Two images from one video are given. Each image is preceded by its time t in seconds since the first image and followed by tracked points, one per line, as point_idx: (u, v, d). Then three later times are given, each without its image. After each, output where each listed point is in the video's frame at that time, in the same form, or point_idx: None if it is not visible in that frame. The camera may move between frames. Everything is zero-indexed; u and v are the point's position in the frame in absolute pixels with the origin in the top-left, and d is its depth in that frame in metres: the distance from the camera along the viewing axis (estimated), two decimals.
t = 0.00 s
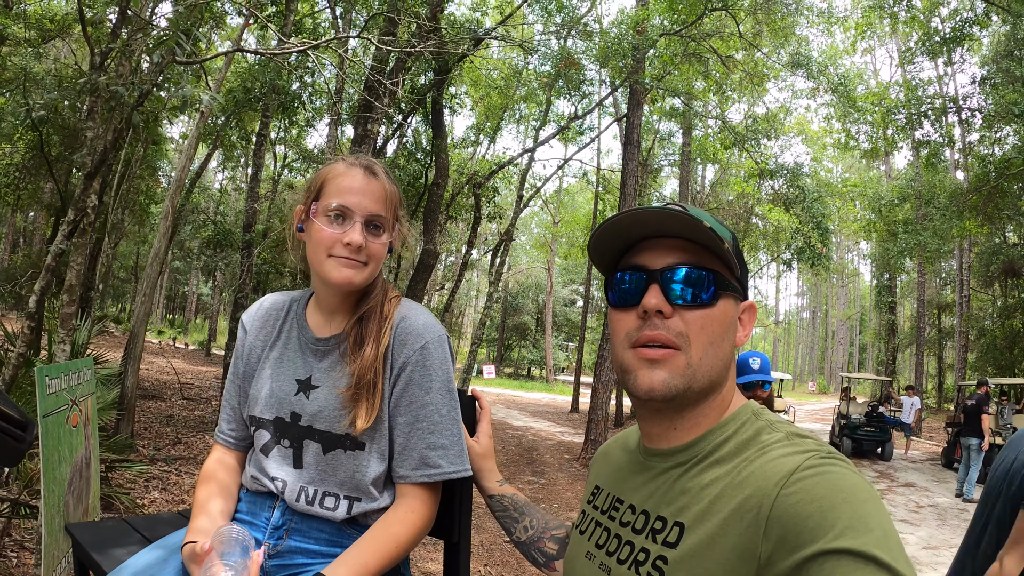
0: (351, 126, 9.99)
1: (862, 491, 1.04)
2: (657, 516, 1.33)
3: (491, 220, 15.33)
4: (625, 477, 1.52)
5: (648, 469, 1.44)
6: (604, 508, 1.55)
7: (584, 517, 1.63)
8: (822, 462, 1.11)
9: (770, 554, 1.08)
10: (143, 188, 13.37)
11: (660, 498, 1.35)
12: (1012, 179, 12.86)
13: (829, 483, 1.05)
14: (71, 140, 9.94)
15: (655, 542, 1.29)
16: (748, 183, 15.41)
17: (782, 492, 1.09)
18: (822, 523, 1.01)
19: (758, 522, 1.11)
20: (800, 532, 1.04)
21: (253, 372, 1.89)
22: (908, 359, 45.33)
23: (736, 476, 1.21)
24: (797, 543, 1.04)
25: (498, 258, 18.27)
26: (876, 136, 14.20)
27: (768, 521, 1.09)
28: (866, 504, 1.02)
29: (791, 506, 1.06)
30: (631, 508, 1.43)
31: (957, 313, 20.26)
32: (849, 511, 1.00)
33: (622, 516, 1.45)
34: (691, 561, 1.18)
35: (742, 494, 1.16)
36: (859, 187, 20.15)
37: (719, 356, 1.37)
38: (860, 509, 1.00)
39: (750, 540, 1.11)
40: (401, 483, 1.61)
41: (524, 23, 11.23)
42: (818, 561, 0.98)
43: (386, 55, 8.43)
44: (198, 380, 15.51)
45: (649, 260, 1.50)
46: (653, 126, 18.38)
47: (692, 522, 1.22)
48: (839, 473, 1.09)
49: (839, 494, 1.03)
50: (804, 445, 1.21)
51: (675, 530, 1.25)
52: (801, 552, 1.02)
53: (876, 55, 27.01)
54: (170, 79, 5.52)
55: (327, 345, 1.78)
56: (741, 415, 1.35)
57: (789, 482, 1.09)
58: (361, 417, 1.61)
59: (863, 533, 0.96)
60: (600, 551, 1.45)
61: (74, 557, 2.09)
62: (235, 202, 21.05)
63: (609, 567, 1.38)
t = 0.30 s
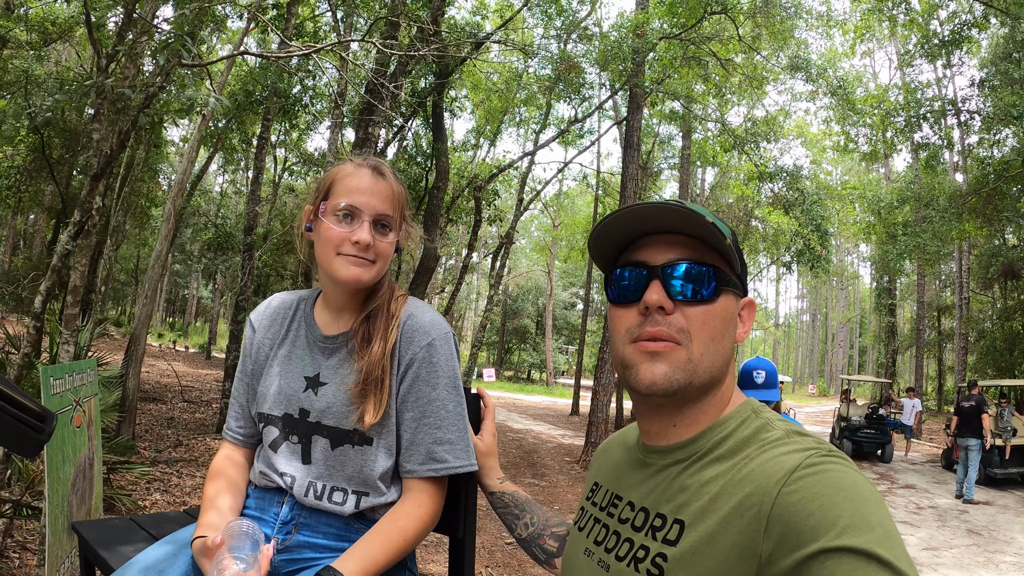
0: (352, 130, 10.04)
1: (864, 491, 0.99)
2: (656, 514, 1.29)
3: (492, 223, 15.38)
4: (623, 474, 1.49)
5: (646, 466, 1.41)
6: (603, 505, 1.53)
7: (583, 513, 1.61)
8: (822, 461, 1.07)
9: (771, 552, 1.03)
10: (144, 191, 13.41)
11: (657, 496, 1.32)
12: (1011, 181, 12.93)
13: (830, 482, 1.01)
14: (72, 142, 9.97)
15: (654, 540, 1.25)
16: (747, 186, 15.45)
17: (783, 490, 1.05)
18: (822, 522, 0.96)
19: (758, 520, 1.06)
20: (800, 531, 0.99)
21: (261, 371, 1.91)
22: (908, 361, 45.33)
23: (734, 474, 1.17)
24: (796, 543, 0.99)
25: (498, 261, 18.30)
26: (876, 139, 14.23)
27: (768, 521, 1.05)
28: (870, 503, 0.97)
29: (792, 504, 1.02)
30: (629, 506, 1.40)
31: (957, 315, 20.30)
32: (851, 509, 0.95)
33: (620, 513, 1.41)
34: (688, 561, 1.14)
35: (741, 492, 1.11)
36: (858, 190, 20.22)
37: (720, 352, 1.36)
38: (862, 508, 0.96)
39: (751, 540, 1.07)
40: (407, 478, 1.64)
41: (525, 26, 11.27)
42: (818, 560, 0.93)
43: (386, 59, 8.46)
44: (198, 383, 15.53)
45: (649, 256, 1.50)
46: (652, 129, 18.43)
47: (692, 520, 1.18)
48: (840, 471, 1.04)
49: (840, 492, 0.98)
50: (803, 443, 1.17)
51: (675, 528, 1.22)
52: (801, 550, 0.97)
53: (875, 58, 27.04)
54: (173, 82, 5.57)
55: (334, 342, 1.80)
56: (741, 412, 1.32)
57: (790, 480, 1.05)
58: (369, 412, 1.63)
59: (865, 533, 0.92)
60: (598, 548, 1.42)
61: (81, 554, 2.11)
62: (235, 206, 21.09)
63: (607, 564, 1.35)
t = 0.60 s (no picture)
0: (348, 134, 10.05)
1: (845, 496, 0.99)
2: (639, 520, 1.31)
3: (488, 227, 15.41)
4: (608, 479, 1.51)
5: (631, 472, 1.42)
6: (588, 510, 1.54)
7: (569, 519, 1.63)
8: (804, 466, 1.07)
9: (752, 559, 1.03)
10: (140, 196, 13.42)
11: (642, 502, 1.33)
12: (1005, 183, 13.03)
13: (812, 489, 1.00)
14: (68, 147, 9.98)
15: (637, 547, 1.26)
16: (743, 189, 15.50)
17: (763, 498, 1.05)
18: (802, 530, 0.96)
19: (739, 527, 1.07)
20: (780, 540, 0.99)
21: (253, 378, 1.92)
22: (905, 363, 45.47)
23: (716, 481, 1.17)
24: (777, 551, 0.99)
25: (495, 265, 18.33)
26: (870, 141, 14.28)
27: (748, 528, 1.05)
28: (850, 511, 0.97)
29: (774, 512, 1.01)
30: (614, 511, 1.41)
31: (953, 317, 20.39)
32: (831, 517, 0.95)
33: (605, 519, 1.43)
34: (670, 568, 1.15)
35: (722, 499, 1.12)
36: (854, 193, 20.29)
37: (702, 357, 1.37)
38: (842, 515, 0.95)
39: (731, 547, 1.07)
40: (398, 483, 1.65)
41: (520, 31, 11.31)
42: (796, 568, 0.94)
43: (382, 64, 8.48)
44: (194, 388, 15.50)
45: (626, 264, 1.51)
46: (648, 133, 18.51)
47: (674, 527, 1.20)
48: (822, 477, 1.04)
49: (821, 499, 0.98)
50: (786, 448, 1.17)
51: (657, 535, 1.23)
52: (782, 559, 0.97)
53: (869, 61, 27.20)
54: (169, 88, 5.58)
55: (325, 349, 1.82)
56: (723, 417, 1.33)
57: (771, 487, 1.05)
58: (360, 418, 1.65)
59: (844, 541, 0.91)
60: (583, 554, 1.44)
61: (75, 559, 2.12)
62: (232, 210, 21.09)
63: (591, 570, 1.37)
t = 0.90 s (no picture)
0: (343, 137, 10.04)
1: (846, 498, 1.00)
2: (638, 523, 1.31)
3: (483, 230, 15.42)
4: (607, 482, 1.51)
5: (629, 475, 1.43)
6: (586, 512, 1.55)
7: (566, 521, 1.63)
8: (803, 467, 1.08)
9: (752, 561, 1.04)
10: (135, 198, 13.39)
11: (640, 505, 1.34)
12: (999, 185, 13.13)
13: (811, 490, 1.02)
14: (63, 149, 9.96)
15: (636, 549, 1.27)
16: (737, 192, 15.54)
17: (763, 500, 1.06)
18: (802, 532, 0.98)
19: (739, 529, 1.08)
20: (781, 541, 1.00)
21: (249, 380, 1.93)
22: (900, 364, 45.64)
23: (715, 483, 1.18)
24: (777, 553, 1.00)
25: (490, 268, 18.35)
26: (865, 144, 14.35)
27: (749, 530, 1.06)
28: (850, 511, 0.98)
29: (773, 515, 1.03)
30: (613, 514, 1.42)
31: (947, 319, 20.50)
32: (831, 518, 0.96)
33: (602, 522, 1.44)
34: (669, 571, 1.16)
35: (722, 502, 1.13)
36: (848, 196, 20.38)
37: (700, 359, 1.38)
38: (842, 517, 0.96)
39: (731, 549, 1.08)
40: (393, 485, 1.66)
41: (516, 34, 11.34)
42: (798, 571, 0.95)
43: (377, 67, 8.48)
44: (188, 391, 15.44)
45: (623, 267, 1.53)
46: (642, 136, 18.57)
47: (674, 528, 1.20)
48: (822, 479, 1.05)
49: (820, 500, 0.99)
50: (785, 449, 1.18)
51: (656, 538, 1.24)
52: (783, 560, 0.98)
53: (863, 65, 27.34)
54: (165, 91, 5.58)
55: (321, 352, 1.82)
56: (720, 419, 1.34)
57: (771, 489, 1.06)
58: (356, 420, 1.66)
59: (844, 542, 0.93)
60: (581, 557, 1.45)
61: (71, 562, 2.12)
62: (226, 213, 21.05)
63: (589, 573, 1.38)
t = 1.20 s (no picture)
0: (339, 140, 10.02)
1: (848, 501, 1.00)
2: (639, 528, 1.31)
3: (480, 232, 15.43)
4: (608, 487, 1.50)
5: (630, 480, 1.42)
6: (587, 518, 1.54)
7: (567, 526, 1.62)
8: (806, 473, 1.08)
9: (756, 567, 1.03)
10: (131, 201, 13.35)
11: (642, 510, 1.33)
12: (995, 186, 13.20)
13: (813, 495, 1.01)
14: (59, 152, 9.92)
15: (638, 555, 1.26)
16: (734, 195, 15.54)
17: (765, 505, 1.05)
18: (804, 537, 0.97)
19: (742, 535, 1.07)
20: (783, 547, 0.99)
21: (246, 384, 1.92)
22: (897, 365, 45.75)
23: (717, 488, 1.17)
24: (779, 559, 1.00)
25: (487, 270, 18.34)
26: (861, 146, 14.39)
27: (751, 536, 1.05)
28: (854, 515, 0.97)
29: (774, 519, 1.02)
30: (614, 520, 1.41)
31: (943, 320, 20.55)
32: (833, 522, 0.96)
33: (604, 527, 1.43)
34: None
35: (724, 507, 1.12)
36: (844, 197, 20.41)
37: (701, 365, 1.37)
38: (846, 521, 0.96)
39: (734, 555, 1.08)
40: (390, 491, 1.65)
41: (512, 37, 11.34)
42: None
43: (374, 70, 8.47)
44: (185, 394, 15.39)
45: (623, 273, 1.52)
46: (639, 138, 18.59)
47: (676, 534, 1.19)
48: (824, 483, 1.04)
49: (823, 505, 0.99)
50: (787, 454, 1.17)
51: (658, 543, 1.23)
52: (786, 565, 0.98)
53: (859, 67, 27.41)
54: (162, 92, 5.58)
55: (317, 356, 1.81)
56: (721, 424, 1.33)
57: (773, 494, 1.06)
58: (351, 423, 1.65)
59: (848, 546, 0.92)
60: (582, 563, 1.43)
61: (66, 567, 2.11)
62: (223, 216, 21.03)
63: None
